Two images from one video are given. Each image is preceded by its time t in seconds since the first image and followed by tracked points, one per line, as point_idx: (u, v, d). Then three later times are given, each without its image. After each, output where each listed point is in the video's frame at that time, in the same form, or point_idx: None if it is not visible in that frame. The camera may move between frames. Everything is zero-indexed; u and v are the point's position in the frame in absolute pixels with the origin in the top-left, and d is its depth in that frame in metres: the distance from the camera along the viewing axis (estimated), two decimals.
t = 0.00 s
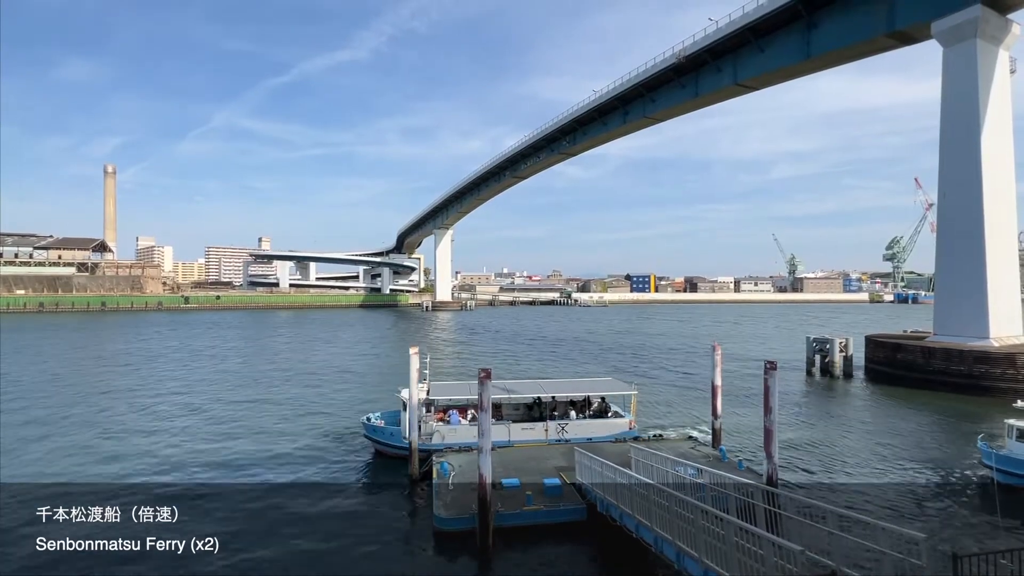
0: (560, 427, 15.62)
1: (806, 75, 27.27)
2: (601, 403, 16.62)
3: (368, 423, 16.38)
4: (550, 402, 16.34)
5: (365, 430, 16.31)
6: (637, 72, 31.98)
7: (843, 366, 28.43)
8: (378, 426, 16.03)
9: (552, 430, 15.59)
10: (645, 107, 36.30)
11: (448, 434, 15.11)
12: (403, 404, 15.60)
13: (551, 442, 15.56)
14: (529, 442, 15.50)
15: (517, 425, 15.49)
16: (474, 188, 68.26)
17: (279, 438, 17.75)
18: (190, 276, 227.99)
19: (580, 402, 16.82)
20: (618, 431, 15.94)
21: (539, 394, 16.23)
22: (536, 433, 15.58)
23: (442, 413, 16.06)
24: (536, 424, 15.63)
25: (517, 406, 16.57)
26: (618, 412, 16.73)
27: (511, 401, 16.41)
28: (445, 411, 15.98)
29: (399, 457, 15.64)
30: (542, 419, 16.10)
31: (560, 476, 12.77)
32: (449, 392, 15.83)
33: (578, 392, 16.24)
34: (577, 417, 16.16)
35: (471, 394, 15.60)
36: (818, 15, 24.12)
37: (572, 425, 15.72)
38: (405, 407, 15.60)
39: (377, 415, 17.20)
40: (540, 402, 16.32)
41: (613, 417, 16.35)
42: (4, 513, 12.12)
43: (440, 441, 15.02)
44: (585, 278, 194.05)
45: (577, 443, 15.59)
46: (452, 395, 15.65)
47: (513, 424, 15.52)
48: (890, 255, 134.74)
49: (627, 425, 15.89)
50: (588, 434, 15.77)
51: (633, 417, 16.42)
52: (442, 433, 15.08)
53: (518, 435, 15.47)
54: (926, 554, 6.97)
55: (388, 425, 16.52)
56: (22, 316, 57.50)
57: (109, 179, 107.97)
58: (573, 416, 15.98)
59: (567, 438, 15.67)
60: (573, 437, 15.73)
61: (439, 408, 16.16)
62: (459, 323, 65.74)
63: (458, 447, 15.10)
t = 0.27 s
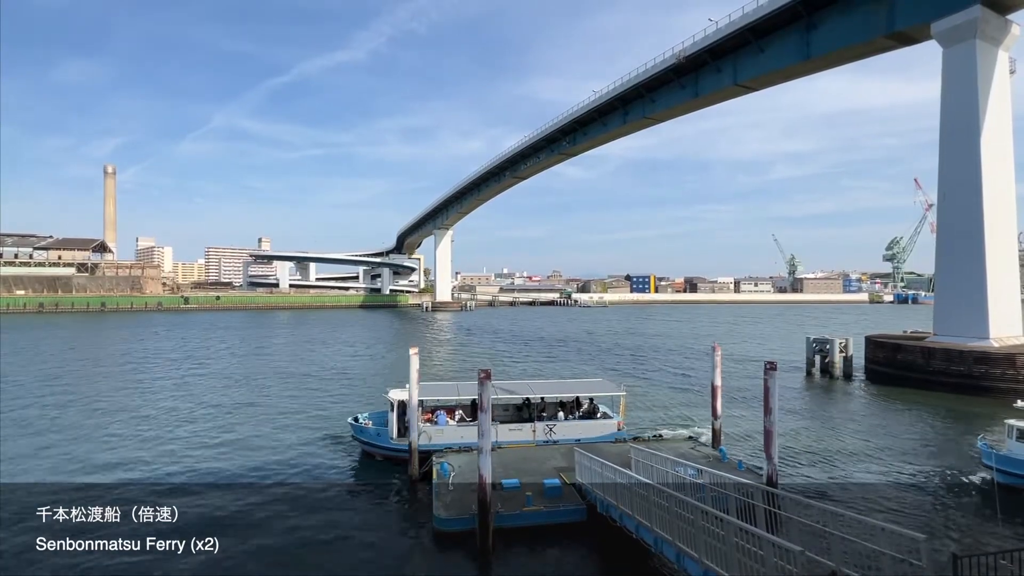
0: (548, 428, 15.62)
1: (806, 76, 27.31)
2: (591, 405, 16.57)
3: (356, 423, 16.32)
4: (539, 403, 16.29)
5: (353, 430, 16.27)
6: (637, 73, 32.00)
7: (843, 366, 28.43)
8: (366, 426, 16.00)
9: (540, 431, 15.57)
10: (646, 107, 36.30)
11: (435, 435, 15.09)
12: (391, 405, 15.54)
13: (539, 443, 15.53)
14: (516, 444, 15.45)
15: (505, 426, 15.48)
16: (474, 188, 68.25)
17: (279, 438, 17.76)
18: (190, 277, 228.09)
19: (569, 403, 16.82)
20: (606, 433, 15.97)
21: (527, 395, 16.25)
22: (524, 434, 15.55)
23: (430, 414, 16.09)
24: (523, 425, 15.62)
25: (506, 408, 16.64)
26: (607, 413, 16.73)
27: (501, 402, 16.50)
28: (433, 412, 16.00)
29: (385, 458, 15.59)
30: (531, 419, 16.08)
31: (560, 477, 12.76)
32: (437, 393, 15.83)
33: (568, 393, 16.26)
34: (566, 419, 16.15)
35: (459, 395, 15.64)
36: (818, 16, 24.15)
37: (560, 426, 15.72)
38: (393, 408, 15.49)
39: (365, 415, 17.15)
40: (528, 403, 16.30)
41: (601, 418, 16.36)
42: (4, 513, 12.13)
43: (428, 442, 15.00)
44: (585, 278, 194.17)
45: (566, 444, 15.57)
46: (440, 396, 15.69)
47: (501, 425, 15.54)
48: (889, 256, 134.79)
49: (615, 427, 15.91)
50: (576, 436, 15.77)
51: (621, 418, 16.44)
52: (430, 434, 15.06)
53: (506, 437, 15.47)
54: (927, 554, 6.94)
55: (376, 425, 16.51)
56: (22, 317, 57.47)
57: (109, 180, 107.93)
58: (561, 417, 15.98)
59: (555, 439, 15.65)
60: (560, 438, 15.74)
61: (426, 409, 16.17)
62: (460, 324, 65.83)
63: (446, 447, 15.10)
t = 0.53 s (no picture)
0: (534, 428, 15.58)
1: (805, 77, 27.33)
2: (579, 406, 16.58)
3: (342, 423, 16.28)
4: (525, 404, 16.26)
5: (338, 431, 16.23)
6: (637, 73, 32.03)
7: (843, 367, 28.42)
8: (351, 427, 15.95)
9: (526, 432, 15.54)
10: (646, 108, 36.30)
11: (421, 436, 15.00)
12: (376, 405, 15.57)
13: (524, 444, 15.50)
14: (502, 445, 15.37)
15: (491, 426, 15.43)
16: (474, 189, 68.27)
17: (279, 438, 17.77)
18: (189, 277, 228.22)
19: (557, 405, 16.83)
20: (592, 434, 15.93)
21: (513, 395, 16.25)
22: (509, 435, 15.49)
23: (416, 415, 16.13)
24: (509, 426, 15.56)
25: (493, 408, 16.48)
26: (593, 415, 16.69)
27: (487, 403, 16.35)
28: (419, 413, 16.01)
29: (369, 458, 15.55)
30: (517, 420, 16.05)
31: (560, 477, 12.76)
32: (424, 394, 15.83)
33: (555, 394, 16.26)
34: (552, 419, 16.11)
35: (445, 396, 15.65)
36: (818, 17, 24.16)
37: (546, 426, 15.69)
38: (379, 408, 15.54)
39: (350, 417, 17.12)
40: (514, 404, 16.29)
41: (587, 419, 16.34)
42: (4, 513, 12.13)
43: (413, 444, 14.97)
44: (585, 279, 194.28)
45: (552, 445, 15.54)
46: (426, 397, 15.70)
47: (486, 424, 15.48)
48: (890, 256, 134.86)
49: (601, 428, 15.86)
50: (561, 436, 15.74)
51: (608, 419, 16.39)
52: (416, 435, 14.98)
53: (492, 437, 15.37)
54: (927, 556, 6.93)
55: (361, 426, 16.52)
56: (22, 317, 57.48)
57: (109, 180, 108.04)
58: (546, 417, 15.95)
59: (541, 440, 15.62)
60: (546, 438, 15.70)
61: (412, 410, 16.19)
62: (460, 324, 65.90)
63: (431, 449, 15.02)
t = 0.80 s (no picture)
0: (517, 430, 15.54)
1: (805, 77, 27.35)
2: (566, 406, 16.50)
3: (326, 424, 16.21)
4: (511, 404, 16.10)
5: (321, 432, 16.10)
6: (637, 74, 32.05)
7: (843, 367, 28.41)
8: (334, 428, 15.85)
9: (509, 433, 15.53)
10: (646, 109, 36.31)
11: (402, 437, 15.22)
12: (360, 406, 15.55)
13: (508, 445, 15.48)
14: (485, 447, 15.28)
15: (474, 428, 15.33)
16: (474, 189, 68.26)
17: (278, 438, 17.78)
18: (189, 278, 228.25)
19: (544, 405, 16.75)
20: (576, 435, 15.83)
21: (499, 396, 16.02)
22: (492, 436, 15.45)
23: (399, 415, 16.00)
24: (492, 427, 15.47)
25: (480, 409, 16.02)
26: (579, 416, 16.58)
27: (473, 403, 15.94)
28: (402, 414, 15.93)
29: (351, 459, 15.45)
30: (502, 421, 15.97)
31: (560, 478, 12.75)
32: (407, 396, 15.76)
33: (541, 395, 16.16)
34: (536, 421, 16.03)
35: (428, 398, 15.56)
36: (819, 17, 24.17)
37: (530, 428, 15.63)
38: (362, 409, 15.49)
39: (334, 419, 17.04)
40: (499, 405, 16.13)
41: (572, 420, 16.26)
42: (4, 513, 12.13)
43: (394, 444, 15.17)
44: (586, 279, 194.25)
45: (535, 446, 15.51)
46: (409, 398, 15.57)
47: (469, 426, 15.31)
48: (890, 257, 134.89)
49: (585, 429, 15.84)
50: (544, 438, 15.67)
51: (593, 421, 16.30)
52: (397, 436, 15.23)
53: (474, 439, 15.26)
54: (927, 557, 6.91)
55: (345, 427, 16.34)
56: (22, 317, 57.46)
57: (109, 181, 108.05)
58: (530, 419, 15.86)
59: (525, 441, 15.58)
60: (530, 440, 15.67)
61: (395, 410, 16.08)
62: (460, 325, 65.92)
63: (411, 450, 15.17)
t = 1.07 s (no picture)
0: (500, 432, 15.44)
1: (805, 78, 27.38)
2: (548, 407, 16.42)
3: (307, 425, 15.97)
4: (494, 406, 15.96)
5: (302, 434, 15.84)
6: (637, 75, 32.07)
7: (843, 368, 28.41)
8: (315, 430, 15.61)
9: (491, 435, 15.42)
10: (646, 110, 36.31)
11: (383, 438, 15.05)
12: (341, 408, 15.30)
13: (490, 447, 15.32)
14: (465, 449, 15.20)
15: (455, 430, 15.19)
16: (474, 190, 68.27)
17: (277, 438, 17.81)
18: (189, 278, 228.35)
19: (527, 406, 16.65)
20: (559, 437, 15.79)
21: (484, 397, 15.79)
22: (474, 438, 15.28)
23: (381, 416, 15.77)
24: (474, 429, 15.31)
25: (464, 410, 15.66)
26: (562, 416, 16.55)
27: (458, 404, 15.61)
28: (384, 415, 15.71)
29: (330, 461, 15.26)
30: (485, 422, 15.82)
31: (560, 479, 12.75)
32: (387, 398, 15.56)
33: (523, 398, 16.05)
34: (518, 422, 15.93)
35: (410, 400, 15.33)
36: (819, 18, 24.19)
37: (511, 430, 15.51)
38: (343, 411, 15.14)
39: (315, 419, 16.79)
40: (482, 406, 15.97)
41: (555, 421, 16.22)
42: (4, 513, 12.15)
43: (374, 445, 14.97)
44: (586, 279, 194.32)
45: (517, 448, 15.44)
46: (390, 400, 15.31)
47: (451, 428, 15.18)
48: (890, 257, 134.98)
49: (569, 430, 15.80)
50: (526, 439, 15.59)
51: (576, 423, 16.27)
52: (378, 437, 15.05)
53: (455, 441, 15.13)
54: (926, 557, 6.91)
55: (326, 429, 16.05)
56: (23, 317, 57.49)
57: (109, 181, 108.12)
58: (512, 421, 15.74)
59: (507, 443, 15.48)
60: (512, 441, 15.56)
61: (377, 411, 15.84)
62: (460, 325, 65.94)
63: (392, 451, 15.05)
